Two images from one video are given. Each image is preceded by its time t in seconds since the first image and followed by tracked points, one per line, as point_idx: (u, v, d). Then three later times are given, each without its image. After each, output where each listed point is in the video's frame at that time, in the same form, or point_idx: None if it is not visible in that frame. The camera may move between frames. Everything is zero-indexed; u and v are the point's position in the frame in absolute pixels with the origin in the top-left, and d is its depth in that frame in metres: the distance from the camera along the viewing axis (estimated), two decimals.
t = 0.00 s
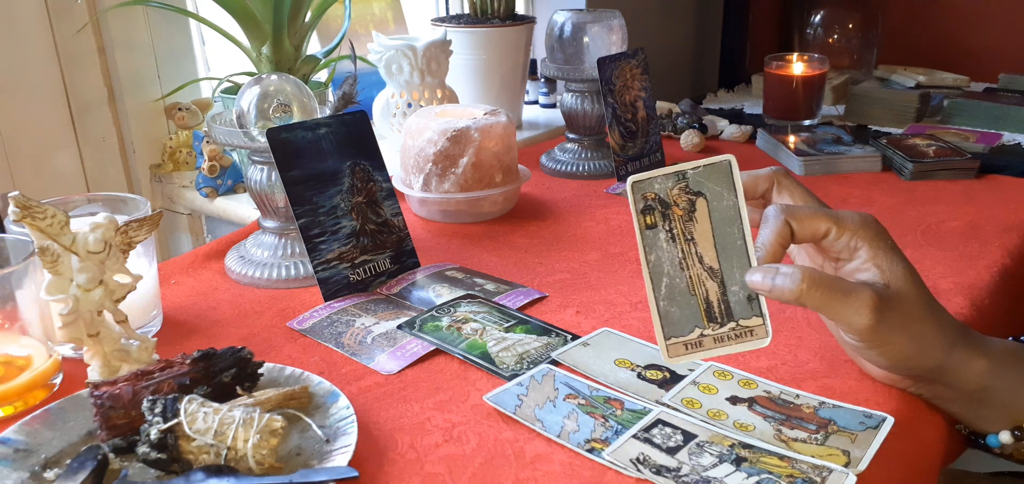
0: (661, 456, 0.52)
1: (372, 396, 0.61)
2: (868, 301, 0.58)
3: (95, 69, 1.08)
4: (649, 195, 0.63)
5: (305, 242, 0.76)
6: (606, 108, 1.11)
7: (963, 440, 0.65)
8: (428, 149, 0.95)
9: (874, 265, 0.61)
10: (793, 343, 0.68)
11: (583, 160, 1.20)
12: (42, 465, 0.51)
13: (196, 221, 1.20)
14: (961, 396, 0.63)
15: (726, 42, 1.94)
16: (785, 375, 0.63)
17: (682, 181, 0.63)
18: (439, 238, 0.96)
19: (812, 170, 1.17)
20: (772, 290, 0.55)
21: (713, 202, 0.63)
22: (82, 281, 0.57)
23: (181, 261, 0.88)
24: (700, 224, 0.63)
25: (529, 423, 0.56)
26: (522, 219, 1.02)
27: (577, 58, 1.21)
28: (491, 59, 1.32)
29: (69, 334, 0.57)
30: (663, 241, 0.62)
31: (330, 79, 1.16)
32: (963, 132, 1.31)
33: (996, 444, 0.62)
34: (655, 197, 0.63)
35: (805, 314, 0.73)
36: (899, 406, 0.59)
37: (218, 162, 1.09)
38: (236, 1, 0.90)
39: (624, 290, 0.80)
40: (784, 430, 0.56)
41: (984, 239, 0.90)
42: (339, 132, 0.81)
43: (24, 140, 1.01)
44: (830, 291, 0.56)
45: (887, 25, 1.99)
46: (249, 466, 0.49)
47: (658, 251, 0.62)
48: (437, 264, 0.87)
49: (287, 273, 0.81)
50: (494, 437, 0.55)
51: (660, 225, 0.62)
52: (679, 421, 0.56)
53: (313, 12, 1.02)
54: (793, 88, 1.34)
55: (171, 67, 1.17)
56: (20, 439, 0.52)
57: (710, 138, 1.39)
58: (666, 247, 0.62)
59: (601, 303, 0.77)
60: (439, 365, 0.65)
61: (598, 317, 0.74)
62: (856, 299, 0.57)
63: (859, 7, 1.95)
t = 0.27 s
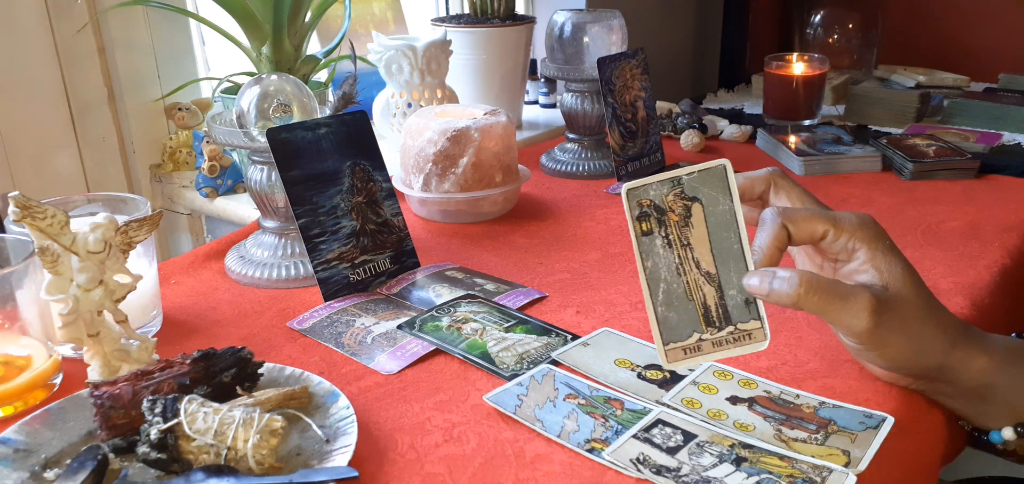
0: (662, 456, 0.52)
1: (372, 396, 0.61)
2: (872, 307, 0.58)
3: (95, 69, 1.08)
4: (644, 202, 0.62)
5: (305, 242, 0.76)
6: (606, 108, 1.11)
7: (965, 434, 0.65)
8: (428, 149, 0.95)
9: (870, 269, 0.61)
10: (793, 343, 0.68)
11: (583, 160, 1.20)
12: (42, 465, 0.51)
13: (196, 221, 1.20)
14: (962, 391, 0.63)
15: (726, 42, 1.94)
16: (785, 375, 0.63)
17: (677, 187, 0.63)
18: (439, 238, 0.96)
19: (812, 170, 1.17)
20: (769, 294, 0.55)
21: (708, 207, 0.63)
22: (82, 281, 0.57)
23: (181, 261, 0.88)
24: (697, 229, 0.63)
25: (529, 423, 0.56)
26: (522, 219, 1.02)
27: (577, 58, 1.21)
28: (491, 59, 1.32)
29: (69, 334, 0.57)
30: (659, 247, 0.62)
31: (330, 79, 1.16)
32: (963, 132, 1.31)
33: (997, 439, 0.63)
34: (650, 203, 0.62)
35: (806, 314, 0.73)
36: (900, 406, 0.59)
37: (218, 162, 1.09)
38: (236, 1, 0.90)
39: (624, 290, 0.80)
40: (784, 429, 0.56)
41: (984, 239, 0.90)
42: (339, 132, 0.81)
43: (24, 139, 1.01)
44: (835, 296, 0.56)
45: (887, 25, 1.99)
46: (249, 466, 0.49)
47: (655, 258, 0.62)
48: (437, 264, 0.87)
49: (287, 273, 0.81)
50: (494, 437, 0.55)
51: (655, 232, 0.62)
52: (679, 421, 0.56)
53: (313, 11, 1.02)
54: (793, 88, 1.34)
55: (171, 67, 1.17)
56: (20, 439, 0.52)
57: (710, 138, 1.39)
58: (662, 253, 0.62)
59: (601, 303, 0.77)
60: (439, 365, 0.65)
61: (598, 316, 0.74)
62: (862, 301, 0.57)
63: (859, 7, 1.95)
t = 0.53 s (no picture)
0: (662, 456, 0.52)
1: (372, 396, 0.61)
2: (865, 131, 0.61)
3: (95, 69, 1.08)
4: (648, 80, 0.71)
5: (305, 242, 0.76)
6: (606, 108, 1.11)
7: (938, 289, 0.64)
8: (428, 149, 0.95)
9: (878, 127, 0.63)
10: (793, 343, 0.68)
11: (583, 160, 1.20)
12: (42, 465, 0.51)
13: (196, 221, 1.20)
14: (929, 241, 0.61)
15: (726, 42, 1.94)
16: (785, 375, 0.63)
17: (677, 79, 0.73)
18: (439, 238, 0.96)
19: (812, 170, 1.17)
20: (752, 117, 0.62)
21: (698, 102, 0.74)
22: (82, 281, 0.57)
23: (181, 261, 0.88)
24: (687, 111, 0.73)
25: (529, 423, 0.56)
26: (522, 219, 1.02)
27: (577, 58, 1.21)
28: (491, 59, 1.32)
29: (69, 335, 0.57)
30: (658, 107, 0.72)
31: (330, 79, 1.16)
32: (963, 132, 1.31)
33: (951, 282, 0.62)
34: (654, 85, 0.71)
35: (805, 314, 0.73)
36: (900, 406, 0.59)
37: (218, 162, 1.09)
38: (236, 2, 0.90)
39: (624, 290, 0.80)
40: (784, 429, 0.56)
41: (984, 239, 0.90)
42: (339, 132, 0.81)
43: (24, 139, 1.01)
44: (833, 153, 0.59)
45: (887, 24, 1.98)
46: (249, 466, 0.49)
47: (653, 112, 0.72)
48: (437, 264, 0.87)
49: (287, 273, 0.81)
50: (494, 437, 0.55)
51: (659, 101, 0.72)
52: (679, 421, 0.56)
53: (313, 12, 1.02)
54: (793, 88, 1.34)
55: (171, 67, 1.17)
56: (19, 439, 0.52)
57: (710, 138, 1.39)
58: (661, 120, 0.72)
59: (601, 303, 0.77)
60: (439, 365, 0.65)
61: (598, 317, 0.74)
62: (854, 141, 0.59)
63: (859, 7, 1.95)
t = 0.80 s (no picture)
0: (661, 455, 0.53)
1: (373, 396, 0.61)
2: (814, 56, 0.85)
3: (96, 69, 1.08)
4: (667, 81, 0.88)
5: (305, 242, 0.76)
6: (606, 108, 1.11)
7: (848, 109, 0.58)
8: (428, 149, 0.95)
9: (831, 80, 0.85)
10: (792, 342, 0.68)
11: (583, 161, 1.21)
12: (44, 465, 0.51)
13: (197, 221, 1.20)
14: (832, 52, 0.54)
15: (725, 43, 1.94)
16: (785, 374, 0.64)
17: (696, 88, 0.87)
18: (440, 238, 0.96)
19: (812, 171, 1.18)
20: None
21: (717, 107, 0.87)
22: (83, 281, 0.57)
23: (181, 261, 0.88)
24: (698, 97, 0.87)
25: (529, 423, 0.56)
26: (522, 219, 1.02)
27: (576, 58, 1.21)
28: (491, 59, 1.33)
29: (70, 334, 0.58)
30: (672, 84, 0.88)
31: (331, 80, 1.16)
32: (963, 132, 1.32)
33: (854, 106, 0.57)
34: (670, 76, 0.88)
35: (804, 314, 0.73)
36: (898, 405, 0.59)
37: (218, 162, 1.09)
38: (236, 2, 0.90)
39: (624, 290, 0.80)
40: (783, 429, 0.56)
41: (983, 239, 0.90)
42: (340, 132, 0.81)
43: (25, 140, 1.02)
44: (852, 46, 0.82)
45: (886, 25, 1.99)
46: (250, 465, 0.49)
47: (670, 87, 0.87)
48: (437, 264, 0.87)
49: (288, 273, 0.82)
50: (494, 436, 0.55)
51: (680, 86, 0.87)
52: (678, 421, 0.56)
53: (313, 12, 1.02)
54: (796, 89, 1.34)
55: (172, 68, 1.17)
56: (21, 438, 0.52)
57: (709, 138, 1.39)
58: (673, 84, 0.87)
59: (600, 303, 0.77)
60: (439, 364, 0.66)
61: (598, 316, 0.74)
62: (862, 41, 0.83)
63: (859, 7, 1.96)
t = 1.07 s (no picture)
0: (661, 456, 0.53)
1: (372, 396, 0.61)
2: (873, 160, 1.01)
3: (96, 69, 1.08)
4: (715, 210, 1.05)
5: (305, 242, 0.76)
6: (606, 108, 1.11)
7: None
8: (428, 149, 0.95)
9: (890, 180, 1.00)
10: (793, 342, 0.68)
11: (583, 161, 1.21)
12: (43, 465, 0.51)
13: (197, 221, 1.20)
14: None
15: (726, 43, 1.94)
16: (785, 375, 0.63)
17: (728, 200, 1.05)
18: (440, 238, 0.96)
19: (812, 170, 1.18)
20: None
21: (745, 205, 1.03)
22: (82, 281, 0.57)
23: (181, 260, 0.88)
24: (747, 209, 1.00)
25: (529, 423, 0.56)
26: (522, 219, 1.02)
27: (576, 58, 1.21)
28: (491, 59, 1.32)
29: (69, 334, 0.58)
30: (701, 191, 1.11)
31: (330, 79, 1.16)
32: (963, 132, 1.31)
33: None
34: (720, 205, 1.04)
35: (804, 314, 0.73)
36: (899, 405, 0.59)
37: (218, 162, 1.09)
38: (236, 2, 0.90)
39: (624, 290, 0.80)
40: (783, 429, 0.56)
41: (984, 239, 0.90)
42: (340, 132, 0.81)
43: (24, 140, 1.01)
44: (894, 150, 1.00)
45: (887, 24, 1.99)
46: (250, 466, 0.49)
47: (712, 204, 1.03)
48: (437, 264, 0.87)
49: (288, 273, 0.81)
50: (494, 437, 0.55)
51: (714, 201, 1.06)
52: (678, 421, 0.56)
53: (313, 12, 1.02)
54: (794, 88, 1.34)
55: (172, 67, 1.17)
56: (19, 439, 0.52)
57: (710, 138, 1.39)
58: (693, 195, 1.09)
59: (600, 303, 0.77)
60: (439, 364, 0.65)
61: (598, 317, 0.74)
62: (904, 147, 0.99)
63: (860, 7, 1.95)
